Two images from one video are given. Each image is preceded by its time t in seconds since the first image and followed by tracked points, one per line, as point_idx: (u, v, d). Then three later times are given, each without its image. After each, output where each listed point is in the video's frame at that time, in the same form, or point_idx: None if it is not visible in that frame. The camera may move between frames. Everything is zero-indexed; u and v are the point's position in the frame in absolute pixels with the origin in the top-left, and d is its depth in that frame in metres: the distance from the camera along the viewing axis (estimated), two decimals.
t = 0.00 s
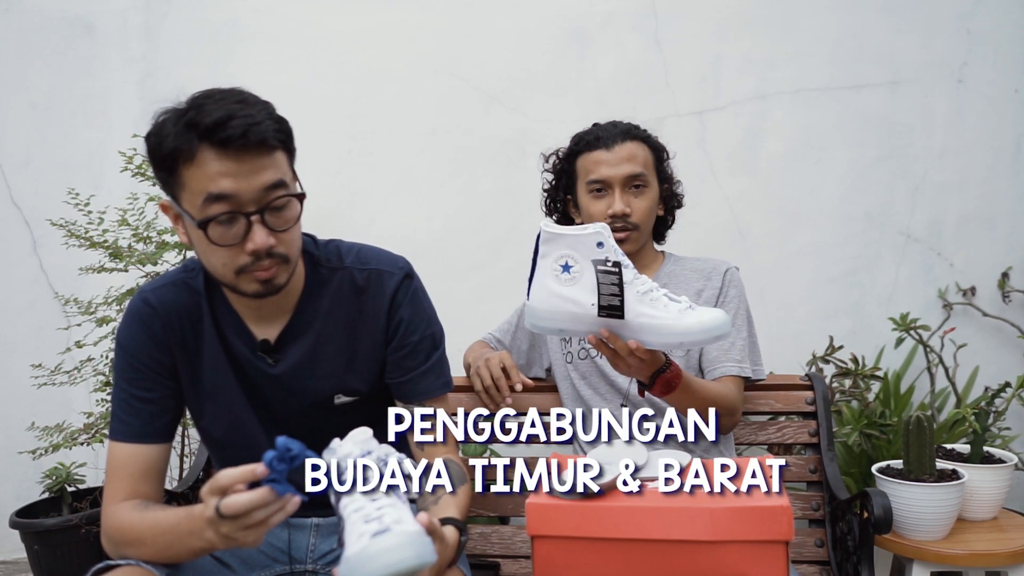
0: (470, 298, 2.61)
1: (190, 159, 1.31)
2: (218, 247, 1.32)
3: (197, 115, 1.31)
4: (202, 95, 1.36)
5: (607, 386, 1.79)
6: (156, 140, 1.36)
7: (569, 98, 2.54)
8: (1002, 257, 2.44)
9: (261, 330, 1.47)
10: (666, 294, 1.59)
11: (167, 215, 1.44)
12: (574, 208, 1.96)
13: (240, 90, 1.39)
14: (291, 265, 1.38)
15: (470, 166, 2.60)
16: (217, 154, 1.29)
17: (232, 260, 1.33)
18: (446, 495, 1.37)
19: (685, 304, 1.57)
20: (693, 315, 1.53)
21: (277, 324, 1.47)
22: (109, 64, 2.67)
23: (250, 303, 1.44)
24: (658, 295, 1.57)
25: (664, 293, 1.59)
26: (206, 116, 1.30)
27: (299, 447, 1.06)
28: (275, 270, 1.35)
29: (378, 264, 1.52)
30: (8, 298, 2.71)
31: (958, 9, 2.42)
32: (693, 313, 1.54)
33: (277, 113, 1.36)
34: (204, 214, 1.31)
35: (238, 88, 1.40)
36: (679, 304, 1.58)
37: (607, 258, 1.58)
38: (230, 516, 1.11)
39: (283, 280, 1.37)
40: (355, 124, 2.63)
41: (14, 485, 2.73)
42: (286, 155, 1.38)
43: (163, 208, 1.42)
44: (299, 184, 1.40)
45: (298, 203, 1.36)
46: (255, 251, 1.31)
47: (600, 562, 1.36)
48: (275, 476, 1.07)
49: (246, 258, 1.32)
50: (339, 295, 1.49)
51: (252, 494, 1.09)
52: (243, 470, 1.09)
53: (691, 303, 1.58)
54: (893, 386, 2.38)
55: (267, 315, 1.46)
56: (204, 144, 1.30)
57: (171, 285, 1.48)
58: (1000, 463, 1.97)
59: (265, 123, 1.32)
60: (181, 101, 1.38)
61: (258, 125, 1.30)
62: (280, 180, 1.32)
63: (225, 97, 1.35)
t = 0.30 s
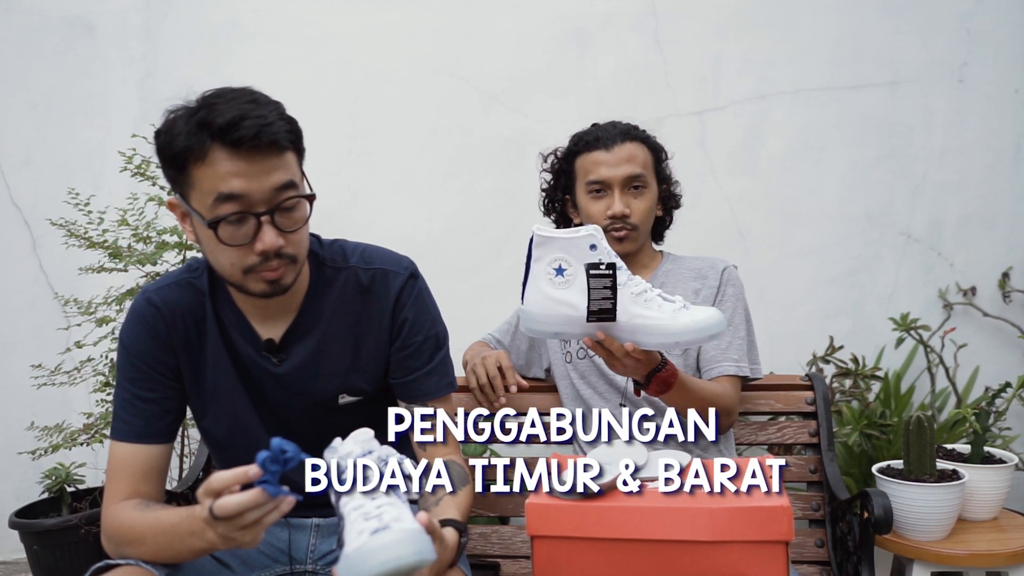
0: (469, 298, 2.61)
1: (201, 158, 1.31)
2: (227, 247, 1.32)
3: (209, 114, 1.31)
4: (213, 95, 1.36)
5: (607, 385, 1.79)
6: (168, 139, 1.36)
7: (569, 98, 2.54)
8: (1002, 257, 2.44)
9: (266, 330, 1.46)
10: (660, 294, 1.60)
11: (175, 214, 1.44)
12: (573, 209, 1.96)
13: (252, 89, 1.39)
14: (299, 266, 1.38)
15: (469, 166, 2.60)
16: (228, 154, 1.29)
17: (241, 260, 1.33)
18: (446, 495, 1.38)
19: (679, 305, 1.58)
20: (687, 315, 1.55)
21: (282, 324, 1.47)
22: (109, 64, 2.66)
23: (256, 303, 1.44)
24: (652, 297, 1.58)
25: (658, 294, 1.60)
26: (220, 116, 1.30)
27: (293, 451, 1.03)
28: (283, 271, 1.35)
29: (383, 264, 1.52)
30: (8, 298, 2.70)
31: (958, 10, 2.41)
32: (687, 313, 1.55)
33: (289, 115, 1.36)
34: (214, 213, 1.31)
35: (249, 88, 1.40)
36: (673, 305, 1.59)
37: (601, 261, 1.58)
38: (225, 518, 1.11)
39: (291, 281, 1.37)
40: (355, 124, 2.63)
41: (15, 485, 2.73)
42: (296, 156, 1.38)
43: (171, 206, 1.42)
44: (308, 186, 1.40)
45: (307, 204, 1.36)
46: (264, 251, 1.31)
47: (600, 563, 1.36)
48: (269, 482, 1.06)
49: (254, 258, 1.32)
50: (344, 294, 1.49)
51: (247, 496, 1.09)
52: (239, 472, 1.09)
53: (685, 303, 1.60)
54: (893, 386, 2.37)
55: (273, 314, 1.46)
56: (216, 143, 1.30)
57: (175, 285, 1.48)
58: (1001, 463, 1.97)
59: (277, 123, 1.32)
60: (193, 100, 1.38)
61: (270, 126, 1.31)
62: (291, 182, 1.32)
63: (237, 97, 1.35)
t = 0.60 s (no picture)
0: (470, 298, 2.61)
1: (204, 159, 1.31)
2: (228, 247, 1.32)
3: (212, 115, 1.31)
4: (215, 95, 1.36)
5: (608, 385, 1.79)
6: (170, 139, 1.36)
7: (569, 98, 2.54)
8: (1002, 257, 2.44)
9: (266, 330, 1.46)
10: (665, 294, 1.59)
11: (176, 213, 1.44)
12: (573, 210, 1.96)
13: (254, 90, 1.39)
14: (300, 267, 1.38)
15: (469, 166, 2.60)
16: (231, 155, 1.29)
17: (242, 260, 1.33)
18: (446, 495, 1.38)
19: (684, 305, 1.58)
20: (692, 316, 1.54)
21: (283, 324, 1.47)
22: (109, 63, 2.67)
23: (257, 303, 1.44)
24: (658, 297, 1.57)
25: (664, 294, 1.59)
26: (223, 116, 1.30)
27: (284, 461, 1.08)
28: (284, 271, 1.35)
29: (383, 264, 1.52)
30: (8, 298, 2.71)
31: (958, 10, 2.41)
32: (692, 314, 1.55)
33: (292, 116, 1.36)
34: (216, 214, 1.31)
35: (252, 89, 1.40)
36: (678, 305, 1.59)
37: (607, 259, 1.58)
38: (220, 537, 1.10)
39: (292, 281, 1.37)
40: (355, 124, 2.63)
41: (15, 484, 2.73)
42: (299, 156, 1.38)
43: (172, 205, 1.42)
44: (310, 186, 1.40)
45: (309, 205, 1.37)
46: (266, 252, 1.31)
47: (600, 563, 1.36)
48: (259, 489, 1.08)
49: (256, 259, 1.32)
50: (345, 294, 1.49)
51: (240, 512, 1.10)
52: (228, 489, 1.09)
53: (691, 304, 1.59)
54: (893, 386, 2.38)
55: (273, 314, 1.46)
56: (219, 144, 1.30)
57: (176, 285, 1.48)
58: (1000, 463, 1.97)
59: (280, 124, 1.32)
60: (195, 100, 1.38)
61: (274, 127, 1.31)
62: (293, 183, 1.32)
63: (240, 97, 1.35)
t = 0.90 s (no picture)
0: (470, 298, 2.61)
1: (202, 159, 1.30)
2: (227, 248, 1.32)
3: (212, 115, 1.31)
4: (215, 95, 1.36)
5: (609, 386, 1.79)
6: (170, 139, 1.36)
7: (569, 98, 2.54)
8: (1002, 257, 2.44)
9: (265, 331, 1.46)
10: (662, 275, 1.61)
11: (175, 213, 1.44)
12: (574, 208, 1.95)
13: (254, 90, 1.39)
14: (299, 267, 1.38)
15: (469, 166, 2.60)
16: (231, 155, 1.29)
17: (242, 261, 1.33)
18: (446, 495, 1.39)
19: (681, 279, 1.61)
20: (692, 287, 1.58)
21: (282, 325, 1.46)
22: (109, 64, 2.66)
23: (256, 303, 1.44)
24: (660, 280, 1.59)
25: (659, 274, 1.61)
26: (223, 117, 1.30)
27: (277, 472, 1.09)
28: (284, 272, 1.35)
29: (383, 265, 1.52)
30: (8, 298, 2.70)
31: (958, 9, 2.41)
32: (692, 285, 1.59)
33: (291, 117, 1.36)
34: (215, 215, 1.31)
35: (252, 89, 1.40)
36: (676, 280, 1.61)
37: (599, 254, 1.57)
38: (221, 549, 1.11)
39: (291, 282, 1.37)
40: (355, 124, 2.63)
41: (14, 484, 2.73)
42: (299, 157, 1.38)
43: (171, 205, 1.42)
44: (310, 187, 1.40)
45: (308, 205, 1.37)
46: (265, 253, 1.31)
47: (600, 563, 1.36)
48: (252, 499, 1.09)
49: (255, 260, 1.32)
50: (344, 295, 1.49)
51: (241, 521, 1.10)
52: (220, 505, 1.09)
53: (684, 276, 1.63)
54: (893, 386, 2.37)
55: (272, 315, 1.45)
56: (218, 145, 1.29)
57: (176, 285, 1.48)
58: (1001, 463, 1.97)
59: (280, 125, 1.32)
60: (195, 99, 1.38)
61: (273, 128, 1.31)
62: (292, 184, 1.32)
63: (240, 97, 1.35)
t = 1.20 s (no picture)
0: (470, 298, 2.61)
1: (207, 158, 1.30)
2: (230, 247, 1.32)
3: (218, 114, 1.31)
4: (220, 94, 1.36)
5: (607, 386, 1.79)
6: (174, 137, 1.36)
7: (569, 98, 2.54)
8: (1002, 257, 2.43)
9: (266, 331, 1.46)
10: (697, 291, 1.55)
11: (176, 212, 1.43)
12: (573, 209, 1.95)
13: (258, 90, 1.39)
14: (301, 268, 1.38)
15: (469, 166, 2.60)
16: (235, 155, 1.29)
17: (244, 261, 1.32)
18: (446, 495, 1.38)
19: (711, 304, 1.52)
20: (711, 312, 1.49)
21: (282, 326, 1.46)
22: (109, 63, 2.66)
23: (257, 303, 1.44)
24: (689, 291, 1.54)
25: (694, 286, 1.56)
26: (228, 117, 1.30)
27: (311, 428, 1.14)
28: (285, 272, 1.35)
29: (383, 265, 1.52)
30: (8, 298, 2.70)
31: (958, 9, 2.41)
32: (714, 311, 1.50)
33: (296, 118, 1.36)
34: (218, 214, 1.31)
35: (256, 89, 1.40)
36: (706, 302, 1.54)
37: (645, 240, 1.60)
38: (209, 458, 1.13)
39: (292, 283, 1.37)
40: (355, 124, 2.63)
41: (15, 484, 2.73)
42: (302, 158, 1.38)
43: (173, 204, 1.41)
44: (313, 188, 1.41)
45: (312, 206, 1.37)
46: (268, 253, 1.31)
47: (600, 563, 1.36)
48: (266, 436, 1.11)
49: (258, 259, 1.32)
50: (344, 296, 1.49)
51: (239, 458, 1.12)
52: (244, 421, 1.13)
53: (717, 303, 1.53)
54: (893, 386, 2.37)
55: (273, 315, 1.46)
56: (223, 144, 1.29)
57: (174, 288, 1.48)
58: (1001, 463, 1.97)
59: (285, 125, 1.32)
60: (200, 98, 1.38)
61: (278, 128, 1.31)
62: (296, 184, 1.32)
63: (245, 97, 1.35)
